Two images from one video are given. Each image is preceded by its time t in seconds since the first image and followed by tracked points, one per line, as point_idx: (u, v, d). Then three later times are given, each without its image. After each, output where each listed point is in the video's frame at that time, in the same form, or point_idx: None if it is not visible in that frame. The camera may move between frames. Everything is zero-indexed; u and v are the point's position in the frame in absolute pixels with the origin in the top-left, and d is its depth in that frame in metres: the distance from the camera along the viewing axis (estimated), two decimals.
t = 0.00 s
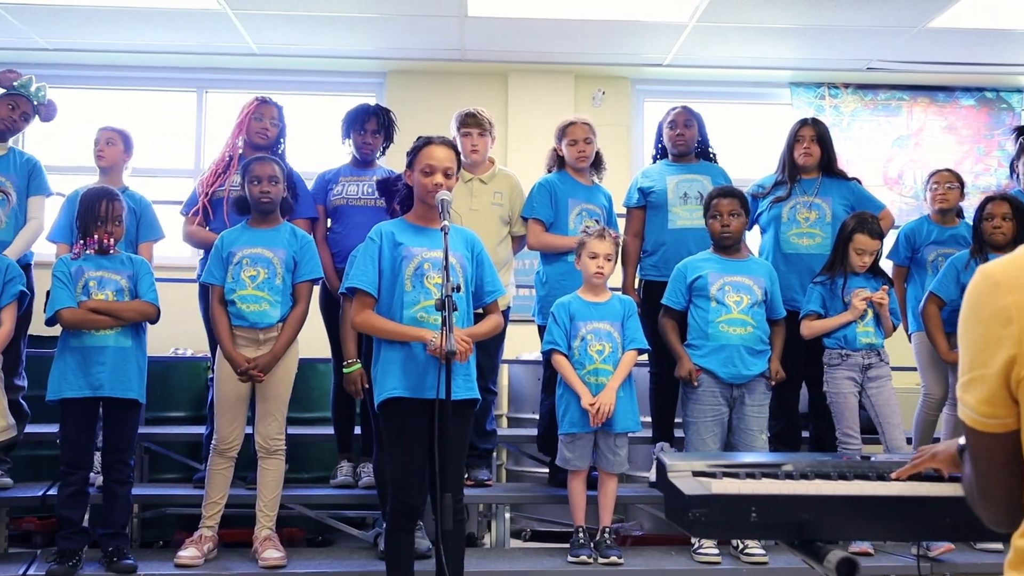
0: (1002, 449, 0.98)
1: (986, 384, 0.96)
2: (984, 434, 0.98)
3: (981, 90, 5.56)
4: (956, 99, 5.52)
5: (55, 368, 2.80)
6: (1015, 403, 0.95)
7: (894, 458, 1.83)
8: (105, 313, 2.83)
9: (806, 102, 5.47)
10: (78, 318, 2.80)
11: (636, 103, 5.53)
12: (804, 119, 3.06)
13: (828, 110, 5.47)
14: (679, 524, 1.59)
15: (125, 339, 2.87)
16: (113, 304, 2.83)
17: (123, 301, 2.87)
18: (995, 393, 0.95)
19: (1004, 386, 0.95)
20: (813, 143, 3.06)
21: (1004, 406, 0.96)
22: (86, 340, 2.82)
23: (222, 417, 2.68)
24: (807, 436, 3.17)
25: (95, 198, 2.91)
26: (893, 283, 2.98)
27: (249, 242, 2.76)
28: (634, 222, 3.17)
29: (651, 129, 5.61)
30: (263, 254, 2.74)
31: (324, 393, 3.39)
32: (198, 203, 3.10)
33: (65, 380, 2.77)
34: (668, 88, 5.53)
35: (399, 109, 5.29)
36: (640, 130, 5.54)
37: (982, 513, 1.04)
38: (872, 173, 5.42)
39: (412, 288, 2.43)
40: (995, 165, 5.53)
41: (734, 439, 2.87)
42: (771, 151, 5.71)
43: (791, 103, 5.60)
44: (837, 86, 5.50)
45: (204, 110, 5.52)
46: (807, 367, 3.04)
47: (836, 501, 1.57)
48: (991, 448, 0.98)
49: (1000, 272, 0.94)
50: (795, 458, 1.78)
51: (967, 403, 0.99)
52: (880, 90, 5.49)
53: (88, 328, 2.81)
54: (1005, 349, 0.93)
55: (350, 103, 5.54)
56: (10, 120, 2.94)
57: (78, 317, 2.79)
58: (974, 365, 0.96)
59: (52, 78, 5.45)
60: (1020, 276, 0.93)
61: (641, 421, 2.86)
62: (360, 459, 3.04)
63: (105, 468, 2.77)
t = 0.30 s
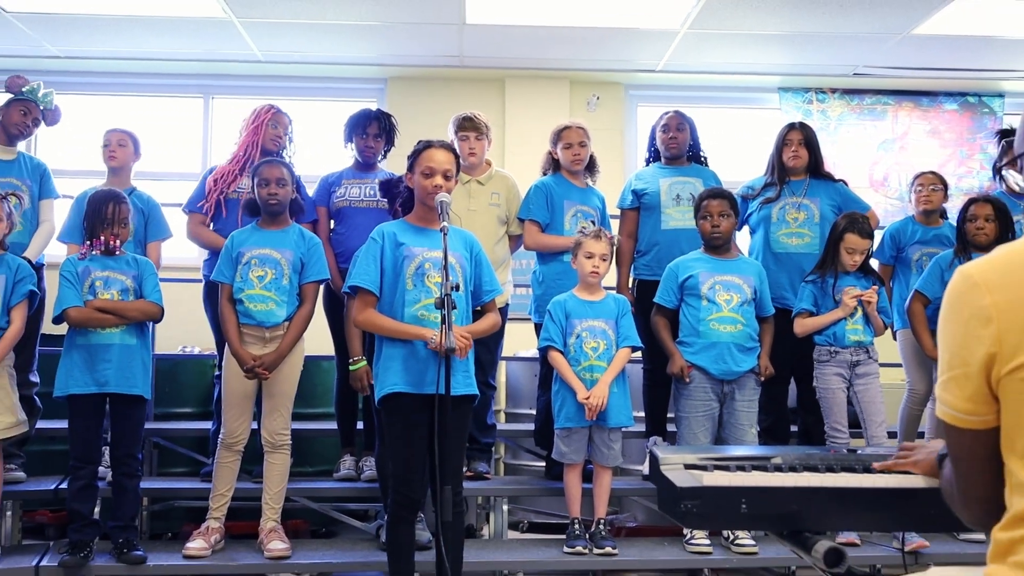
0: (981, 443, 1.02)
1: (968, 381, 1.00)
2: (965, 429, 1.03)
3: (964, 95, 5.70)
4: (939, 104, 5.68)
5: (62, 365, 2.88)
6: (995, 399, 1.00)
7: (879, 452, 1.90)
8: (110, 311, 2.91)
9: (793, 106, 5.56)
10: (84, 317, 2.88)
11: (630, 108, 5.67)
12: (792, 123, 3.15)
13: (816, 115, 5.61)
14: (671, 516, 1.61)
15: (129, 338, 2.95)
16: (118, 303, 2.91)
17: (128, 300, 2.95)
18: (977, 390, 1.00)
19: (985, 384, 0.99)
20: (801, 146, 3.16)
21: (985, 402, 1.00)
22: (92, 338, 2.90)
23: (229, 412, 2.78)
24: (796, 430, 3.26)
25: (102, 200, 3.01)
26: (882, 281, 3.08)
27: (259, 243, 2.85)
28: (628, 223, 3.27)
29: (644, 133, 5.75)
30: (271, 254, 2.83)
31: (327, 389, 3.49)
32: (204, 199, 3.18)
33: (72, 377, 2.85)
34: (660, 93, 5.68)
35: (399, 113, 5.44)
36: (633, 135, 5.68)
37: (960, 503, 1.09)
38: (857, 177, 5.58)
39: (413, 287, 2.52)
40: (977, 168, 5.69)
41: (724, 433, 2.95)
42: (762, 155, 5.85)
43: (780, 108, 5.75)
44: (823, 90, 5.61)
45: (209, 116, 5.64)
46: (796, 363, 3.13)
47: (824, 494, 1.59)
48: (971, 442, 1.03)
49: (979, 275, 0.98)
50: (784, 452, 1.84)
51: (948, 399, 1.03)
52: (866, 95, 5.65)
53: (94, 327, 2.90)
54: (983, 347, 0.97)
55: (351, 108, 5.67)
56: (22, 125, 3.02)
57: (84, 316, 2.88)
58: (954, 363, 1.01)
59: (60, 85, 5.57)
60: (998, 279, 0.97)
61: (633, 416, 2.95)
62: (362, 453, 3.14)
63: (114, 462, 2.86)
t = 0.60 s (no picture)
0: (960, 439, 0.96)
1: (949, 377, 0.94)
2: (943, 425, 0.96)
3: (946, 101, 5.92)
4: (923, 109, 5.88)
5: (72, 363, 2.97)
6: (976, 394, 0.94)
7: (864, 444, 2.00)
8: (119, 311, 3.00)
9: (782, 111, 5.81)
10: (94, 317, 2.97)
11: (624, 113, 5.85)
12: (780, 127, 3.27)
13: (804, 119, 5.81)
14: (667, 508, 1.61)
15: (137, 336, 3.04)
16: (125, 303, 3.01)
17: (135, 301, 3.05)
18: (958, 386, 0.94)
19: (965, 380, 0.93)
20: (788, 150, 3.28)
21: (965, 398, 0.94)
22: (102, 337, 2.99)
23: (235, 408, 2.88)
24: (785, 423, 3.36)
25: (110, 203, 3.12)
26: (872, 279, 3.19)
27: (261, 243, 2.97)
28: (623, 224, 3.38)
29: (638, 137, 5.94)
30: (273, 254, 2.95)
31: (332, 384, 3.60)
32: (214, 201, 3.29)
33: (81, 374, 2.94)
34: (653, 99, 5.87)
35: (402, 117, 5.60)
36: (626, 139, 5.86)
37: (933, 499, 1.03)
38: (843, 179, 5.78)
39: (416, 285, 2.63)
40: (959, 171, 5.90)
41: (716, 427, 3.04)
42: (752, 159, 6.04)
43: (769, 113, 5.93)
44: (811, 96, 5.83)
45: (217, 121, 5.80)
46: (785, 359, 3.24)
47: (818, 487, 1.55)
48: (948, 438, 0.97)
49: (958, 271, 0.93)
50: (775, 443, 1.85)
51: (926, 395, 0.97)
52: (852, 101, 5.85)
53: (103, 326, 2.98)
54: (963, 341, 0.91)
55: (355, 112, 5.84)
56: (35, 130, 3.12)
57: (94, 316, 2.97)
58: (934, 359, 0.95)
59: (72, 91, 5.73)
60: (977, 274, 0.92)
61: (628, 410, 3.06)
62: (366, 447, 3.24)
63: (125, 455, 2.95)
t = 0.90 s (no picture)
0: (942, 431, 1.01)
1: (933, 373, 0.98)
2: (925, 418, 1.01)
3: (932, 105, 6.02)
4: (909, 113, 6.00)
5: (91, 361, 3.09)
6: (959, 389, 0.99)
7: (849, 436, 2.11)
8: (134, 309, 3.11)
9: (773, 115, 5.92)
10: (110, 315, 3.07)
11: (620, 118, 5.98)
12: (771, 131, 3.38)
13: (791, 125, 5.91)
14: (660, 497, 1.68)
15: (153, 333, 3.14)
16: (141, 301, 3.11)
17: (150, 298, 3.16)
18: (941, 381, 0.99)
19: (949, 377, 0.98)
20: (779, 153, 3.39)
21: (948, 392, 0.99)
22: (118, 335, 3.10)
23: (241, 402, 2.99)
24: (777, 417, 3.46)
25: (122, 205, 3.22)
26: (864, 276, 3.31)
27: (260, 243, 3.07)
28: (619, 224, 3.49)
29: (634, 142, 6.06)
30: (273, 253, 3.05)
31: (338, 380, 3.71)
32: (224, 203, 3.43)
33: (101, 371, 3.06)
34: (649, 104, 5.99)
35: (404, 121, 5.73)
36: (622, 143, 5.99)
37: (906, 485, 1.08)
38: (832, 183, 5.89)
39: (422, 282, 2.74)
40: (944, 173, 6.01)
41: (710, 421, 3.15)
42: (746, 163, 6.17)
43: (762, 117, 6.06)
44: (801, 101, 5.95)
45: (226, 126, 5.93)
46: (776, 355, 3.34)
47: (805, 477, 1.66)
48: (931, 430, 1.02)
49: (943, 271, 0.98)
50: (765, 437, 1.94)
51: (911, 390, 1.02)
52: (841, 105, 5.96)
53: (121, 324, 3.09)
54: (948, 339, 0.96)
55: (358, 117, 5.96)
56: (50, 133, 3.21)
57: (111, 315, 3.07)
58: (919, 357, 1.00)
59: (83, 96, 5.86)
60: (961, 273, 0.96)
61: (623, 404, 3.16)
62: (371, 440, 3.35)
63: (140, 448, 3.05)
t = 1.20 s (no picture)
0: (931, 425, 1.08)
1: (921, 367, 1.06)
2: (914, 412, 1.08)
3: (920, 108, 6.14)
4: (898, 116, 6.11)
5: (108, 357, 3.16)
6: (946, 384, 1.06)
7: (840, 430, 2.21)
8: (149, 306, 3.19)
9: (766, 119, 6.05)
10: (127, 312, 3.16)
11: (618, 121, 6.08)
12: (764, 134, 3.49)
13: (786, 126, 6.02)
14: (657, 490, 1.74)
15: (168, 329, 3.23)
16: (156, 298, 3.20)
17: (165, 296, 3.24)
18: (930, 375, 1.06)
19: (937, 370, 1.05)
20: (771, 154, 3.49)
21: (937, 387, 1.06)
22: (134, 331, 3.18)
23: (245, 396, 3.08)
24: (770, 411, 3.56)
25: (135, 206, 3.31)
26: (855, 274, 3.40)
27: (258, 242, 3.16)
28: (617, 224, 3.59)
29: (630, 144, 6.15)
30: (270, 252, 3.14)
31: (343, 376, 3.81)
32: (232, 205, 3.55)
33: (117, 366, 3.14)
34: (646, 107, 6.09)
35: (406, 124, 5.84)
36: (620, 145, 6.08)
37: (899, 484, 1.15)
38: (824, 184, 5.99)
39: (425, 280, 2.83)
40: (932, 174, 6.10)
41: (704, 415, 3.23)
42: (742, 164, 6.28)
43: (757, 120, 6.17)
44: (793, 104, 6.06)
45: (233, 128, 6.04)
46: (770, 351, 3.44)
47: (796, 470, 1.72)
48: (920, 425, 1.09)
49: (932, 270, 1.05)
50: (760, 431, 2.00)
51: (901, 383, 1.09)
52: (831, 108, 6.07)
53: (137, 320, 3.17)
54: (935, 335, 1.04)
55: (361, 119, 6.06)
56: (62, 136, 3.31)
57: (127, 312, 3.15)
58: (909, 351, 1.07)
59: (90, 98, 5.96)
60: (948, 272, 1.04)
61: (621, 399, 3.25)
62: (376, 434, 3.45)
63: (153, 441, 3.15)
